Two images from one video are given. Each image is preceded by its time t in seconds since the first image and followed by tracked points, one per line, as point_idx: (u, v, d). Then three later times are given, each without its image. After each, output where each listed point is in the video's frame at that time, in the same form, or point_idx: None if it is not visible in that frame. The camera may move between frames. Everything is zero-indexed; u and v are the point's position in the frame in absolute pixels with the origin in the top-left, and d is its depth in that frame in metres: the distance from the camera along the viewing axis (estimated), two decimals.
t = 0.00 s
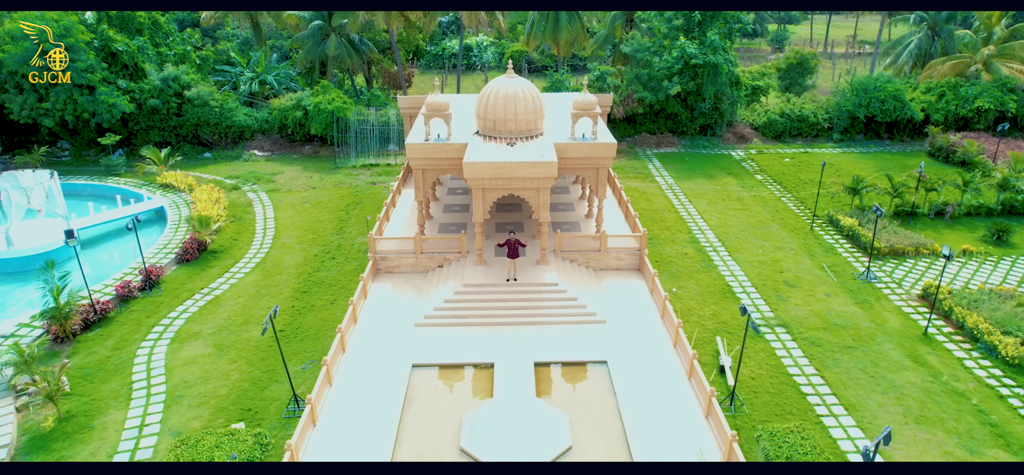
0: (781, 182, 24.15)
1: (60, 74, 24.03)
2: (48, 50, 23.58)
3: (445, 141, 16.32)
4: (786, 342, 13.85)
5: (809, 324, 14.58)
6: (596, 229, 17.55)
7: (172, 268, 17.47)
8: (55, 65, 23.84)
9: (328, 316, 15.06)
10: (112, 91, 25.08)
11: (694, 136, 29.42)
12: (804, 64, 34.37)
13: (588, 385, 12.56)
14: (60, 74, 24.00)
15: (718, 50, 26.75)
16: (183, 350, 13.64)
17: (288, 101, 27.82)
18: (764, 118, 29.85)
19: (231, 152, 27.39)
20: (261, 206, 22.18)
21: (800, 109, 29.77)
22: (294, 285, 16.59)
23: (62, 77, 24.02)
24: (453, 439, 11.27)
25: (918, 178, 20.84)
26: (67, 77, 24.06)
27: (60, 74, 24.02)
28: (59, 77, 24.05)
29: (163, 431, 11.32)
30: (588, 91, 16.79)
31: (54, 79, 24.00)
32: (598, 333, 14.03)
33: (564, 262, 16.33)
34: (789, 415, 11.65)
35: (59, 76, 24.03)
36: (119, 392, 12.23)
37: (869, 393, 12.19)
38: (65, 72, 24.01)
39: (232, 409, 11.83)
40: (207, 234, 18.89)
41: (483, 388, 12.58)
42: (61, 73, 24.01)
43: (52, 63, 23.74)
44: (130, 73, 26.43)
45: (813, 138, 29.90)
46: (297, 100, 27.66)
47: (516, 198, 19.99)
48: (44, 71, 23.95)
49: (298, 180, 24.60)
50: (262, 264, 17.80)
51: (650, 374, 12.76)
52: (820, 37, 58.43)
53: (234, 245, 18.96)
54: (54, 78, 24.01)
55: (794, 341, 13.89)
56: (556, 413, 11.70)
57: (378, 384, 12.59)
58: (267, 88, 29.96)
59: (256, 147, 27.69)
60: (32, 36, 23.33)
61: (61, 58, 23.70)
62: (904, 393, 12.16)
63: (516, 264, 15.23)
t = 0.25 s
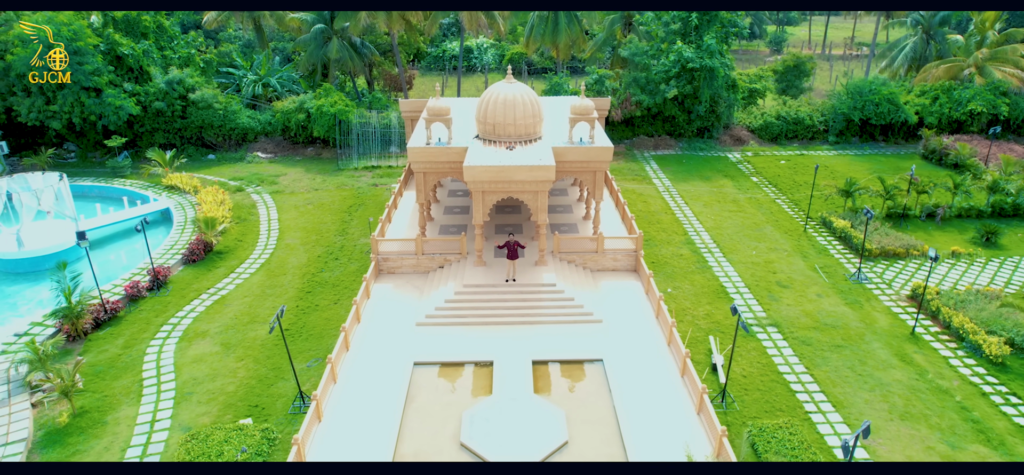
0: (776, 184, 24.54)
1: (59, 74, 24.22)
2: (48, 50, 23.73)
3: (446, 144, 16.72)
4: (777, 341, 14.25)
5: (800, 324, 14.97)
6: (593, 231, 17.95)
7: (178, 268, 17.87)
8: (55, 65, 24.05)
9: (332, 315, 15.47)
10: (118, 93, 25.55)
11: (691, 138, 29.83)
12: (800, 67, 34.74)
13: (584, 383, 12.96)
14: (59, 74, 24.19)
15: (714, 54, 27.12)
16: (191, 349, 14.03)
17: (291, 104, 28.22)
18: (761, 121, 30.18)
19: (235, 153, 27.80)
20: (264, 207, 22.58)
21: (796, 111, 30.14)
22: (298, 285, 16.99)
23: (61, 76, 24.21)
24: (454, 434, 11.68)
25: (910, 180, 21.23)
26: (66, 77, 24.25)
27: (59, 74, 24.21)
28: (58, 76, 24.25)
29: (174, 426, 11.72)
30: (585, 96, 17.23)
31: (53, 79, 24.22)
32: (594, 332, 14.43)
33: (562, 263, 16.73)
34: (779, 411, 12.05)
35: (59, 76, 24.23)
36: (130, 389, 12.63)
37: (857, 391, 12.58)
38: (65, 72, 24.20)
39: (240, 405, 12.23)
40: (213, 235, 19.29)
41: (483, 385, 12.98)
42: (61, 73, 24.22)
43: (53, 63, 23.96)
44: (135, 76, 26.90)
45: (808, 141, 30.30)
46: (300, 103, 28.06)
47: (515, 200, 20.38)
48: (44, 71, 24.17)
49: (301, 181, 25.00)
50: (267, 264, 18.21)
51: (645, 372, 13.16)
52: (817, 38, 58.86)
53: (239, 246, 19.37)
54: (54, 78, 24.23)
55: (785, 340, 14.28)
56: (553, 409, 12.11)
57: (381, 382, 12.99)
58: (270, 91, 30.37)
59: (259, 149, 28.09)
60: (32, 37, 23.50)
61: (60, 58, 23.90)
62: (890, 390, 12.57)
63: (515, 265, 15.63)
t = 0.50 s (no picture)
0: (771, 187, 24.92)
1: (59, 74, 24.46)
2: (48, 50, 23.93)
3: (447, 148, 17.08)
4: (769, 341, 14.64)
5: (792, 324, 15.36)
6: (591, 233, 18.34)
7: (185, 269, 18.27)
8: (55, 65, 24.30)
9: (336, 315, 15.86)
10: (124, 96, 25.98)
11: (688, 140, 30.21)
12: (797, 70, 35.09)
13: (581, 381, 13.34)
14: (59, 74, 24.45)
15: (711, 58, 27.49)
16: (199, 348, 14.42)
17: (294, 107, 28.61)
18: (757, 124, 30.56)
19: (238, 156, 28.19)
20: (268, 209, 22.98)
21: (792, 114, 30.50)
22: (302, 285, 17.38)
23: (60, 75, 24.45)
24: (454, 430, 12.06)
25: (903, 183, 21.61)
26: (66, 78, 24.51)
27: (58, 74, 24.46)
28: (58, 76, 24.50)
29: (183, 422, 12.12)
30: (583, 102, 17.77)
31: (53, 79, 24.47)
32: (592, 332, 14.82)
33: (560, 264, 17.12)
34: (769, 408, 12.44)
35: (59, 76, 24.47)
36: (141, 386, 13.04)
37: (845, 389, 12.97)
38: (65, 72, 24.44)
39: (247, 402, 12.62)
40: (218, 236, 19.68)
41: (483, 383, 13.37)
42: (61, 73, 24.47)
43: (53, 63, 24.20)
44: (141, 79, 27.42)
45: (805, 143, 30.66)
46: (302, 107, 28.44)
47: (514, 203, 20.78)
48: (44, 71, 24.39)
49: (303, 183, 25.39)
50: (272, 265, 18.60)
51: (640, 370, 13.54)
52: (816, 40, 59.23)
53: (244, 247, 19.77)
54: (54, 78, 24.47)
55: (777, 340, 14.67)
56: (551, 406, 12.49)
57: (384, 380, 13.37)
58: (273, 94, 30.76)
59: (263, 151, 28.47)
60: (33, 37, 23.72)
61: (60, 58, 24.17)
62: (878, 389, 12.95)
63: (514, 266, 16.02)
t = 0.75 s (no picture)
0: (767, 189, 25.29)
1: (59, 74, 24.86)
2: (48, 50, 24.44)
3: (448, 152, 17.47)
4: (762, 340, 15.02)
5: (785, 324, 15.73)
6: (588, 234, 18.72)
7: (191, 269, 18.65)
8: (55, 65, 24.73)
9: (339, 314, 16.24)
10: (131, 99, 26.38)
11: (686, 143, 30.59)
12: (795, 73, 35.43)
13: (578, 379, 13.72)
14: (58, 73, 24.83)
15: (708, 62, 27.88)
16: (206, 346, 14.81)
17: (297, 109, 28.96)
18: (754, 126, 30.89)
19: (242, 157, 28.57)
20: (272, 210, 23.36)
21: (789, 117, 30.85)
22: (306, 285, 17.76)
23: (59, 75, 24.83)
24: (455, 426, 12.45)
25: (896, 186, 21.98)
26: (66, 78, 24.90)
27: (57, 74, 24.83)
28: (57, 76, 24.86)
29: (192, 418, 12.50)
30: (581, 106, 18.02)
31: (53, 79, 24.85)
32: (589, 331, 15.20)
33: (558, 265, 17.50)
34: (760, 405, 12.82)
35: (59, 76, 24.87)
36: (150, 383, 13.42)
37: (835, 387, 13.34)
38: (64, 72, 24.85)
39: (253, 399, 13.00)
40: (224, 237, 20.06)
41: (482, 381, 13.75)
42: (61, 73, 24.87)
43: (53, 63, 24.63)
44: (146, 82, 27.85)
45: (801, 145, 30.99)
46: (305, 109, 28.80)
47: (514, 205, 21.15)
48: (44, 71, 24.81)
49: (306, 185, 25.77)
50: (276, 266, 18.98)
51: (636, 369, 13.92)
52: (815, 41, 59.51)
53: (249, 248, 20.14)
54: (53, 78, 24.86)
55: (769, 339, 15.05)
56: (549, 404, 12.87)
57: (386, 378, 13.75)
58: (276, 96, 31.15)
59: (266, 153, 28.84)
60: (32, 37, 24.28)
61: (60, 58, 24.61)
62: (866, 387, 13.33)
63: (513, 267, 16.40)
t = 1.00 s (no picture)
0: (763, 190, 25.68)
1: (59, 74, 25.19)
2: (48, 50, 24.82)
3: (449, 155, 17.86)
4: (755, 339, 15.41)
5: (778, 323, 16.12)
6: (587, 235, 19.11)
7: (197, 269, 19.04)
8: (55, 65, 25.08)
9: (343, 313, 16.64)
10: (137, 101, 26.81)
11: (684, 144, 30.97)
12: (792, 75, 35.79)
13: (576, 377, 14.11)
14: (58, 73, 25.14)
15: (705, 65, 28.31)
16: (213, 344, 15.20)
17: (299, 111, 29.33)
18: (751, 128, 31.24)
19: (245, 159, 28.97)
20: (275, 211, 23.76)
21: (785, 119, 31.22)
22: (310, 285, 18.16)
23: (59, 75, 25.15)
24: (456, 422, 12.85)
25: (889, 188, 22.36)
26: (66, 78, 25.20)
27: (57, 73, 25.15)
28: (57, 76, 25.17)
29: (201, 414, 12.90)
30: (579, 110, 18.37)
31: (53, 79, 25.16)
32: (587, 330, 15.59)
33: (557, 265, 17.89)
34: (753, 402, 13.21)
35: (59, 76, 25.19)
36: (160, 380, 13.82)
37: (825, 384, 13.74)
38: (64, 72, 25.18)
39: (261, 395, 13.39)
40: (229, 237, 20.45)
41: (483, 378, 14.14)
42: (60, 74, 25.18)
43: (53, 63, 24.98)
44: (151, 85, 28.22)
45: (797, 147, 31.34)
46: (307, 111, 29.18)
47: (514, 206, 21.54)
48: (44, 72, 25.17)
49: (309, 186, 26.16)
50: (281, 266, 19.39)
51: (632, 367, 14.31)
52: (814, 43, 59.85)
53: (254, 248, 20.54)
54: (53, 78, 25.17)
55: (762, 338, 15.44)
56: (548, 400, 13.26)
57: (389, 375, 14.15)
58: (279, 98, 31.54)
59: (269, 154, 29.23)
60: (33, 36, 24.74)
61: (60, 58, 24.95)
62: (856, 384, 13.72)
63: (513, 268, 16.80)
